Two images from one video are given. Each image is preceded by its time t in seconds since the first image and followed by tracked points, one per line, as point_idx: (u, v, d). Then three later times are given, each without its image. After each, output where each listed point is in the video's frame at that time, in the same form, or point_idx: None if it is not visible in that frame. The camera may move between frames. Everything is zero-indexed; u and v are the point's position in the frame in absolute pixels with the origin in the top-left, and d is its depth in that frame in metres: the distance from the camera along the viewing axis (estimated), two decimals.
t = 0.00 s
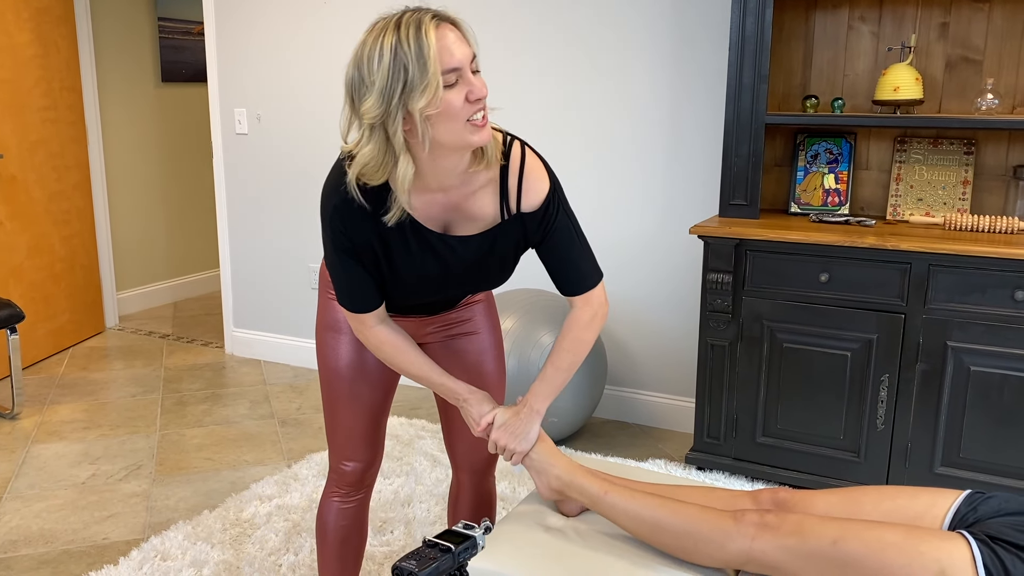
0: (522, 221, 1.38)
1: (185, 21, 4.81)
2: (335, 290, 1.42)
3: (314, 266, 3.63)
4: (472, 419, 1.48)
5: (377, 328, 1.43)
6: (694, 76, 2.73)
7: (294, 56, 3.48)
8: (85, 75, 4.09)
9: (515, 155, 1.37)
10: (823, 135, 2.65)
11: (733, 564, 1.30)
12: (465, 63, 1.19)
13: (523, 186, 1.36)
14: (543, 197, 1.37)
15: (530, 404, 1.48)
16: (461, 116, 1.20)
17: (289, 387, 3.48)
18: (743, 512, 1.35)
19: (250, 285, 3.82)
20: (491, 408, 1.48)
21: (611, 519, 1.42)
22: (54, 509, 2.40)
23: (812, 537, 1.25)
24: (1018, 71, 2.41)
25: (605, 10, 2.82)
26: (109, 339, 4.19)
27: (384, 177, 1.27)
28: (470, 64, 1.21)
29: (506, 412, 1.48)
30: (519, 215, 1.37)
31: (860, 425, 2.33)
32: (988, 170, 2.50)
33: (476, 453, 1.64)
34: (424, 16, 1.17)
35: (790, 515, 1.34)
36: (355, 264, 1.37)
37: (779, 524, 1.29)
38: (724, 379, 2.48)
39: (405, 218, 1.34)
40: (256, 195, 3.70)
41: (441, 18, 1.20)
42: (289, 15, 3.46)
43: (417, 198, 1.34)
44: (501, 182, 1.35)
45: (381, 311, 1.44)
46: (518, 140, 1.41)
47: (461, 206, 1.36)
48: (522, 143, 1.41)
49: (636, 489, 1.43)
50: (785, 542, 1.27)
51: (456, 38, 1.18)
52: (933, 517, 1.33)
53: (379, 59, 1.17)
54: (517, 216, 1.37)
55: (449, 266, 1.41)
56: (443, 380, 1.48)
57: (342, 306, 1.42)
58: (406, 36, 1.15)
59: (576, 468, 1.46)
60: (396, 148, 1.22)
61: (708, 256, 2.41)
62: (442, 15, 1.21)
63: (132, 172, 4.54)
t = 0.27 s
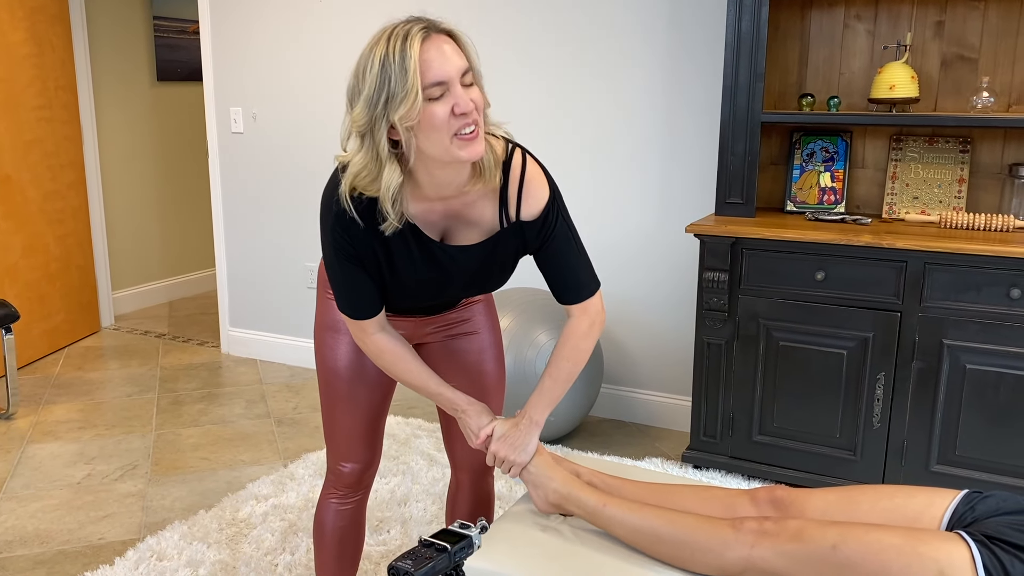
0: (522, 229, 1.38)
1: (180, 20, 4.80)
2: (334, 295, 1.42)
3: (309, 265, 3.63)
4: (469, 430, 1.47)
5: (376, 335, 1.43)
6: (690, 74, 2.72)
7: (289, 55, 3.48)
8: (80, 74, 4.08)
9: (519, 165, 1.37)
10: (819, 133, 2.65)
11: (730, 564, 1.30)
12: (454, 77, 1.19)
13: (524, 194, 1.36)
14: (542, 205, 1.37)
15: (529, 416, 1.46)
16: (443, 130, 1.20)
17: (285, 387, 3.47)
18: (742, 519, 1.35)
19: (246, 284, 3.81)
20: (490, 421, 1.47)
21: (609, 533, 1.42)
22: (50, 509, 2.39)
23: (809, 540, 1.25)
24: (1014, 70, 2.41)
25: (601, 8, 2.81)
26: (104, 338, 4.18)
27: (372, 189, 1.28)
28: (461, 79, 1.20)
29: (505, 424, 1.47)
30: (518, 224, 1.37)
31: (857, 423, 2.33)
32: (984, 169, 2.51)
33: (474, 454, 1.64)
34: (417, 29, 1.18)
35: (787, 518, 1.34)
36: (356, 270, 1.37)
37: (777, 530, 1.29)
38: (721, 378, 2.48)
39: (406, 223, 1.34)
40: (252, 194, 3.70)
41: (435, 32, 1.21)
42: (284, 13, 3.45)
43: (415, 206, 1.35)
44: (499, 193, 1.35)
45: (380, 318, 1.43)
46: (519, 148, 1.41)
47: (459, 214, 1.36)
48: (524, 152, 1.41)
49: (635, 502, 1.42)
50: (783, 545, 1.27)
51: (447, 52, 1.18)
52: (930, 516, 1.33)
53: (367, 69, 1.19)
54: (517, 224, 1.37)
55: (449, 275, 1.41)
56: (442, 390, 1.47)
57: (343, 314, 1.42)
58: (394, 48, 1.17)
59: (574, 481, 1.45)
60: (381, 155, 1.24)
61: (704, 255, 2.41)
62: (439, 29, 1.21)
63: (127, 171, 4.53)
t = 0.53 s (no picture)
0: (530, 246, 1.36)
1: (175, 19, 4.79)
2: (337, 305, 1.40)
3: (305, 264, 3.62)
4: (467, 442, 1.48)
5: (378, 345, 1.42)
6: (687, 74, 2.72)
7: (285, 54, 3.47)
8: (75, 72, 4.07)
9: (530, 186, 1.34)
10: (815, 131, 2.65)
11: (726, 562, 1.30)
12: (456, 117, 1.16)
13: (532, 212, 1.34)
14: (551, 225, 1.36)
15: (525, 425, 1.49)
16: (435, 167, 1.18)
17: (281, 386, 3.47)
18: (739, 519, 1.35)
19: (242, 283, 3.80)
20: (486, 431, 1.48)
21: (605, 535, 1.42)
22: (45, 510, 2.39)
23: (807, 539, 1.25)
24: (1010, 68, 2.42)
25: (598, 8, 2.81)
26: (100, 338, 4.17)
27: (374, 210, 1.29)
28: (466, 118, 1.18)
29: (501, 434, 1.49)
30: (527, 242, 1.36)
31: (853, 421, 2.33)
32: (980, 167, 2.51)
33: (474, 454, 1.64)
34: (430, 61, 1.15)
35: (784, 517, 1.34)
36: (361, 284, 1.36)
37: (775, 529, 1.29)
38: (717, 376, 2.48)
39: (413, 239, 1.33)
40: (248, 193, 3.69)
41: (450, 65, 1.17)
42: (280, 12, 3.44)
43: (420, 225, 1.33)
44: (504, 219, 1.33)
45: (382, 328, 1.42)
46: (530, 163, 1.37)
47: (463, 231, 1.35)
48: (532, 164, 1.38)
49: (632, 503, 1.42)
50: (780, 544, 1.27)
51: (455, 91, 1.15)
52: (927, 514, 1.33)
53: (379, 91, 1.18)
54: (525, 242, 1.36)
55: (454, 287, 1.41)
56: (439, 400, 1.47)
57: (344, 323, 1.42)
58: (403, 77, 1.15)
59: (571, 485, 1.45)
60: (382, 175, 1.24)
61: (701, 253, 2.41)
62: (458, 63, 1.18)
63: (123, 171, 4.52)
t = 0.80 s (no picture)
0: (530, 267, 1.38)
1: (165, 17, 4.77)
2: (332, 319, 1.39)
3: (297, 262, 3.61)
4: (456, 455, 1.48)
5: (373, 356, 1.40)
6: (679, 72, 2.73)
7: (276, 51, 3.46)
8: (64, 70, 4.05)
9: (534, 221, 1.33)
10: (806, 130, 2.66)
11: (719, 561, 1.30)
12: (453, 164, 1.16)
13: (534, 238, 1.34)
14: (548, 247, 1.36)
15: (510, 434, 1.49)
16: (421, 198, 1.19)
17: (273, 385, 3.46)
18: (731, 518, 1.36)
19: (233, 282, 3.79)
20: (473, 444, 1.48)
21: (598, 536, 1.42)
22: (36, 510, 2.37)
23: (799, 538, 1.25)
24: (1000, 67, 2.43)
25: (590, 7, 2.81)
26: (90, 337, 4.15)
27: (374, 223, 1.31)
28: (465, 167, 1.17)
29: (488, 446, 1.48)
30: (524, 263, 1.37)
31: (844, 419, 2.34)
32: (970, 166, 2.53)
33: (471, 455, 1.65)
34: (444, 103, 1.15)
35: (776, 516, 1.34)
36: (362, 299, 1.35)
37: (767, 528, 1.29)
38: (709, 374, 2.49)
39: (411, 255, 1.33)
40: (239, 191, 3.68)
41: (467, 110, 1.16)
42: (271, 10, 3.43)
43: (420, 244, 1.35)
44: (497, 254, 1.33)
45: (377, 340, 1.40)
46: (541, 198, 1.36)
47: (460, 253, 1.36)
48: (542, 194, 1.37)
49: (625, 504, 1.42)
50: (772, 543, 1.27)
51: (460, 139, 1.15)
52: (918, 511, 1.34)
53: (398, 115, 1.20)
54: (525, 262, 1.37)
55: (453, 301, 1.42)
56: (428, 413, 1.46)
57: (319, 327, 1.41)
58: (418, 108, 1.16)
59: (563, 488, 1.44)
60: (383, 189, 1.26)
61: (692, 252, 2.42)
62: (476, 112, 1.16)
63: (113, 169, 4.50)
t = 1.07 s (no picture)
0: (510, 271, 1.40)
1: (135, 11, 4.70)
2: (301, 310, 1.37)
3: (271, 260, 3.58)
4: (425, 443, 1.43)
5: (338, 347, 1.38)
6: (654, 69, 2.73)
7: (249, 46, 3.41)
8: (31, 65, 3.97)
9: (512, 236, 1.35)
10: (780, 128, 2.68)
11: (695, 559, 1.30)
12: (442, 171, 1.14)
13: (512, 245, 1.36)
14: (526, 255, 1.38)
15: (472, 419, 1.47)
16: (405, 196, 1.18)
17: (246, 385, 3.42)
18: (708, 516, 1.36)
19: (206, 280, 3.74)
20: (439, 436, 1.43)
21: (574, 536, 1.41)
22: (3, 513, 2.33)
23: (775, 537, 1.26)
24: (970, 66, 2.46)
25: (565, 4, 2.81)
26: (59, 336, 4.08)
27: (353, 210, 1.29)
28: (454, 176, 1.16)
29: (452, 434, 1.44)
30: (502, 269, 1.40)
31: (818, 415, 2.36)
32: (941, 163, 2.55)
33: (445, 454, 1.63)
34: (444, 108, 1.13)
35: (753, 514, 1.35)
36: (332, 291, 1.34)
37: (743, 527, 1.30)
38: (684, 371, 2.50)
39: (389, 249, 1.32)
40: (211, 189, 3.63)
41: (465, 121, 1.14)
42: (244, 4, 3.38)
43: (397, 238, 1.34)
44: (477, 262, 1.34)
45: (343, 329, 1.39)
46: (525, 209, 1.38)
47: (438, 253, 1.36)
48: (526, 204, 1.39)
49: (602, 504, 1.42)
50: (748, 541, 1.28)
51: (454, 147, 1.14)
52: (893, 507, 1.35)
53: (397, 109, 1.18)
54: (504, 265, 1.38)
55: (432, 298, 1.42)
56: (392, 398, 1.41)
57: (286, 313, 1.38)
58: (418, 108, 1.14)
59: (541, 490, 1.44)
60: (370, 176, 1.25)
61: (668, 249, 2.42)
62: (476, 123, 1.15)
63: (82, 166, 4.42)
